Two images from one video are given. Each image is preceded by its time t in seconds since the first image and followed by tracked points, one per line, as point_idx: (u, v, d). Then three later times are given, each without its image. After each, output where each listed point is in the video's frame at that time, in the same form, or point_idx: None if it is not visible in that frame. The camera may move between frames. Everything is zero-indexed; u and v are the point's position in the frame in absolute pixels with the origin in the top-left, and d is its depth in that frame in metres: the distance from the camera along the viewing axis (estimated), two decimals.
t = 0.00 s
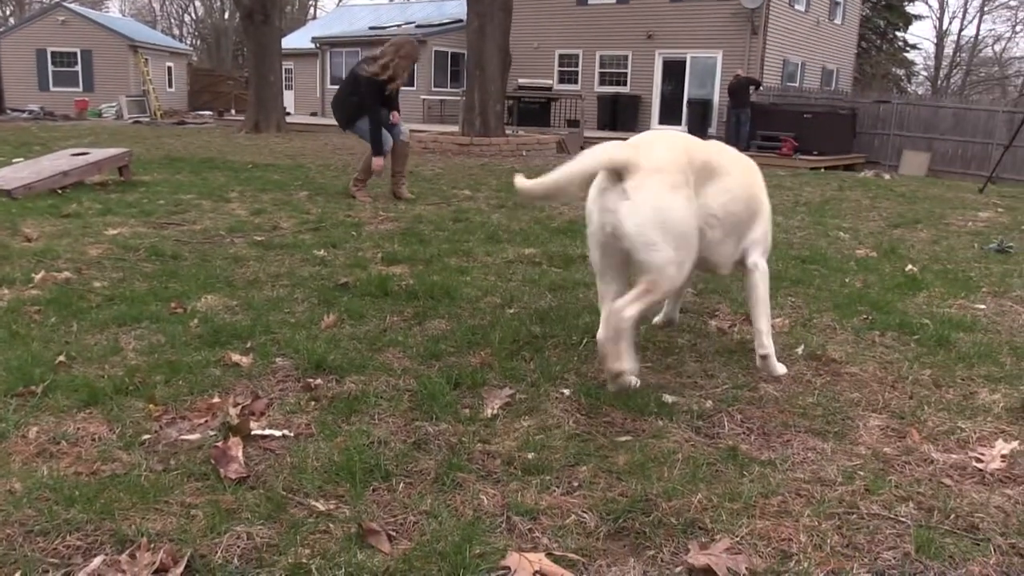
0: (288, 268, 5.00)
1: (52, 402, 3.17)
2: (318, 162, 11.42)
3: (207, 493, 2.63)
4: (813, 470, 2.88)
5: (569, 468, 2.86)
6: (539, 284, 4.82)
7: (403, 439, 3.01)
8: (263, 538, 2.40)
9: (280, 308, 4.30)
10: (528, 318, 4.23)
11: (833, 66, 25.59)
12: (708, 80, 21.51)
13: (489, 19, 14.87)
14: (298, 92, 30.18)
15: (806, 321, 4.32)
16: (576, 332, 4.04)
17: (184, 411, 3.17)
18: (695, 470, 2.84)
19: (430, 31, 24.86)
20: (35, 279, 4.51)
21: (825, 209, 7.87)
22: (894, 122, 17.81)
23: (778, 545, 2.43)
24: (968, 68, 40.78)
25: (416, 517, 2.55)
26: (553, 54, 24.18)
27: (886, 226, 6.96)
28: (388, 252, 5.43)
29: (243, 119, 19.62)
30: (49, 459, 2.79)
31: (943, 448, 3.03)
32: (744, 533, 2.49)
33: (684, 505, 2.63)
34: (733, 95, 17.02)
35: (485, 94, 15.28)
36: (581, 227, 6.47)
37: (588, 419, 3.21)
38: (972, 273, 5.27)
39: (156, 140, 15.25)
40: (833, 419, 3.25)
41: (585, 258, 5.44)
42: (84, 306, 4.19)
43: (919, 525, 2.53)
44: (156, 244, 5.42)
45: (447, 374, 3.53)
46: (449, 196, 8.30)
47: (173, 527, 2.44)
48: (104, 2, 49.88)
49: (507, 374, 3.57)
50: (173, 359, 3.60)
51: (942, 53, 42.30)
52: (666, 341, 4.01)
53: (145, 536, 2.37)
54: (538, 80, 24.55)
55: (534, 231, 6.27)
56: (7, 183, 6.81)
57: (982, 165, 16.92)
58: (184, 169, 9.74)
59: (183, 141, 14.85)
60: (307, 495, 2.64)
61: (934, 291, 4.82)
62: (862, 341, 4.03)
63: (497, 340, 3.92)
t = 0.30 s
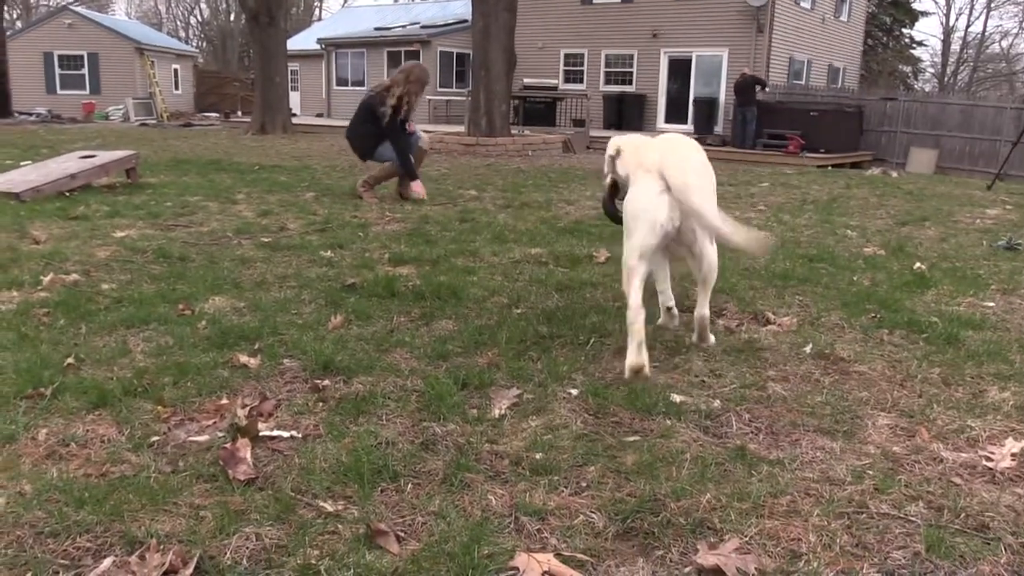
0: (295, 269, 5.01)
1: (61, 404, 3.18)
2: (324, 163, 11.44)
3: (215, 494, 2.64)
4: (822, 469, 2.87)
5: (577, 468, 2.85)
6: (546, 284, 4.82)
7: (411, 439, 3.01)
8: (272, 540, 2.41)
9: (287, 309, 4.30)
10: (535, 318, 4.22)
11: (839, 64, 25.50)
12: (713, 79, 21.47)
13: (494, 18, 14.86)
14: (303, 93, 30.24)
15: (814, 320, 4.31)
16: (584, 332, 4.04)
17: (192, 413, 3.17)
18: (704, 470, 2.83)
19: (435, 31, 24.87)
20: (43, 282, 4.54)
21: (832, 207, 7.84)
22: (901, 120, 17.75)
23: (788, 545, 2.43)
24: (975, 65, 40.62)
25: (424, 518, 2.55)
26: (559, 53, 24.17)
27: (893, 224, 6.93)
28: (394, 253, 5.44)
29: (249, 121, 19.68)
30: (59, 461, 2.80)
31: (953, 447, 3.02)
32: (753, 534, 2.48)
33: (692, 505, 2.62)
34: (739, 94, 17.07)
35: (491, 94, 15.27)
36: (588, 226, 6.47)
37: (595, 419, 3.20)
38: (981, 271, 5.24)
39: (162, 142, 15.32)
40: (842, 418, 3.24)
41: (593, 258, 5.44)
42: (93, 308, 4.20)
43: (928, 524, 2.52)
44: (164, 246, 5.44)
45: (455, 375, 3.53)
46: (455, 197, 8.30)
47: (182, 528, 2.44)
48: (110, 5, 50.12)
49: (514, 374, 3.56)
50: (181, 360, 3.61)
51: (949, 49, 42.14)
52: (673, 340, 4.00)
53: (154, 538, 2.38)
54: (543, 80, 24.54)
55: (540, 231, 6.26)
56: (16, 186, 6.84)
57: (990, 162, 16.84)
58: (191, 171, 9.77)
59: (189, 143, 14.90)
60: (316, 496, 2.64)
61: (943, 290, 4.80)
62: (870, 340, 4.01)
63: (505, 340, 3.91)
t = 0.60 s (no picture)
0: (320, 271, 5.04)
1: (91, 405, 3.22)
2: (347, 165, 11.50)
3: (242, 495, 2.66)
4: (849, 471, 2.83)
5: (602, 470, 2.84)
6: (569, 285, 4.82)
7: (435, 440, 3.02)
8: (298, 540, 2.42)
9: (312, 310, 4.33)
10: (558, 319, 4.22)
11: (864, 62, 25.22)
12: (737, 78, 21.33)
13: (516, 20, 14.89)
14: (326, 96, 30.45)
15: (841, 320, 4.26)
16: (607, 333, 4.03)
17: (220, 414, 3.20)
18: (729, 472, 2.81)
19: (456, 33, 24.93)
20: (72, 284, 4.61)
21: (859, 206, 7.75)
22: (928, 117, 17.53)
23: (816, 548, 2.40)
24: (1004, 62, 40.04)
25: (449, 519, 2.55)
26: (581, 54, 24.18)
27: (921, 223, 6.84)
28: (417, 254, 5.45)
29: (273, 124, 19.86)
30: (89, 460, 2.84)
31: (983, 449, 2.97)
32: (780, 536, 2.46)
33: (718, 508, 2.60)
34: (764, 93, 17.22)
35: (513, 95, 15.28)
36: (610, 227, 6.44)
37: (619, 421, 3.19)
38: (1012, 271, 5.15)
39: (188, 145, 15.50)
40: (869, 420, 3.20)
41: (616, 258, 5.43)
42: (121, 310, 4.26)
43: (959, 528, 2.49)
44: (190, 248, 5.49)
45: (479, 376, 3.53)
46: (478, 198, 8.32)
47: (210, 528, 2.46)
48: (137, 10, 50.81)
49: (538, 375, 3.56)
50: (208, 362, 3.64)
51: (977, 46, 41.59)
52: (698, 340, 3.98)
53: (182, 537, 2.40)
54: (565, 81, 24.53)
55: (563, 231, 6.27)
56: (45, 190, 6.94)
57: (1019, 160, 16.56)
58: (217, 173, 9.87)
59: (215, 146, 15.07)
60: (341, 496, 2.66)
61: (972, 290, 4.72)
62: (898, 341, 3.96)
63: (528, 341, 3.91)
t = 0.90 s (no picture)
0: (331, 276, 5.05)
1: (105, 409, 3.24)
2: (359, 169, 11.54)
3: (256, 499, 2.66)
4: (863, 476, 2.82)
5: (615, 474, 2.84)
6: (580, 289, 4.82)
7: (448, 445, 3.02)
8: (312, 544, 2.42)
9: (325, 314, 4.34)
10: (570, 324, 4.21)
11: (876, 64, 25.11)
12: (748, 81, 21.30)
13: (527, 25, 14.94)
14: (338, 100, 30.56)
15: (854, 324, 4.24)
16: (619, 338, 4.02)
17: (233, 418, 3.21)
18: (743, 477, 2.80)
19: (467, 37, 24.98)
20: (86, 289, 4.64)
21: (871, 210, 7.72)
22: (941, 121, 17.45)
23: (830, 553, 2.39)
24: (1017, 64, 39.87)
25: (462, 523, 2.55)
26: (592, 58, 24.18)
27: (934, 226, 6.81)
28: (429, 259, 5.46)
29: (285, 128, 19.94)
30: (104, 464, 2.86)
31: (999, 454, 2.94)
32: (794, 541, 2.45)
33: (732, 512, 2.59)
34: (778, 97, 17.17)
35: (523, 100, 15.21)
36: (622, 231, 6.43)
37: (631, 425, 3.18)
38: None
39: (201, 150, 15.58)
40: (883, 425, 3.18)
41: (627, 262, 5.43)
42: (134, 314, 4.28)
43: (975, 533, 2.47)
44: (203, 253, 5.52)
45: (491, 380, 3.53)
46: (490, 202, 8.33)
47: (224, 532, 2.47)
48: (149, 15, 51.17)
49: (550, 379, 3.56)
50: (222, 366, 3.66)
51: (990, 48, 41.39)
52: (710, 345, 3.97)
53: (197, 541, 2.41)
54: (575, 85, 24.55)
55: (574, 235, 6.27)
56: (60, 195, 6.99)
57: None
58: (229, 178, 9.92)
59: (227, 151, 15.15)
60: (355, 500, 2.66)
61: (986, 293, 4.69)
62: (912, 345, 3.94)
63: (540, 346, 3.90)
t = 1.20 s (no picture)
0: (344, 281, 5.06)
1: (120, 413, 3.25)
2: (371, 175, 11.59)
3: (270, 504, 2.67)
4: (879, 485, 2.80)
5: (628, 481, 2.83)
6: (593, 294, 4.81)
7: (461, 450, 3.02)
8: (325, 549, 2.42)
9: (337, 320, 4.35)
10: (582, 329, 4.21)
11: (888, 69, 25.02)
12: (759, 86, 21.31)
13: (539, 30, 14.97)
14: (349, 106, 30.69)
15: (868, 331, 4.22)
16: (632, 344, 4.01)
17: (246, 423, 3.22)
18: (757, 485, 2.78)
19: (478, 43, 25.05)
20: (101, 293, 4.67)
21: (884, 215, 7.70)
22: (954, 126, 17.38)
23: (846, 562, 2.37)
24: None
25: (475, 529, 2.54)
26: (602, 63, 24.21)
27: (948, 233, 6.78)
28: (441, 264, 5.47)
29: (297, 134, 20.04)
30: (119, 469, 2.87)
31: (1016, 463, 2.92)
32: (810, 549, 2.43)
33: (746, 520, 2.57)
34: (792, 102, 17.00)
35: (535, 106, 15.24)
36: (634, 237, 6.42)
37: (645, 432, 3.17)
38: None
39: (214, 155, 15.68)
40: (899, 432, 3.16)
41: (639, 268, 5.42)
42: (148, 319, 4.30)
43: (993, 542, 2.45)
44: (216, 258, 5.54)
45: (504, 386, 3.52)
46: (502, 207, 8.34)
47: (238, 537, 2.47)
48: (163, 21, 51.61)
49: (563, 385, 3.55)
50: (235, 371, 3.67)
51: (1005, 53, 41.29)
52: (723, 351, 3.96)
53: (210, 546, 2.41)
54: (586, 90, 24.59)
55: (585, 240, 6.28)
56: (75, 201, 7.05)
57: None
58: (242, 184, 9.97)
59: (240, 156, 15.24)
60: (368, 506, 2.66)
61: (1002, 300, 4.66)
62: (927, 352, 3.92)
63: (553, 351, 3.90)
